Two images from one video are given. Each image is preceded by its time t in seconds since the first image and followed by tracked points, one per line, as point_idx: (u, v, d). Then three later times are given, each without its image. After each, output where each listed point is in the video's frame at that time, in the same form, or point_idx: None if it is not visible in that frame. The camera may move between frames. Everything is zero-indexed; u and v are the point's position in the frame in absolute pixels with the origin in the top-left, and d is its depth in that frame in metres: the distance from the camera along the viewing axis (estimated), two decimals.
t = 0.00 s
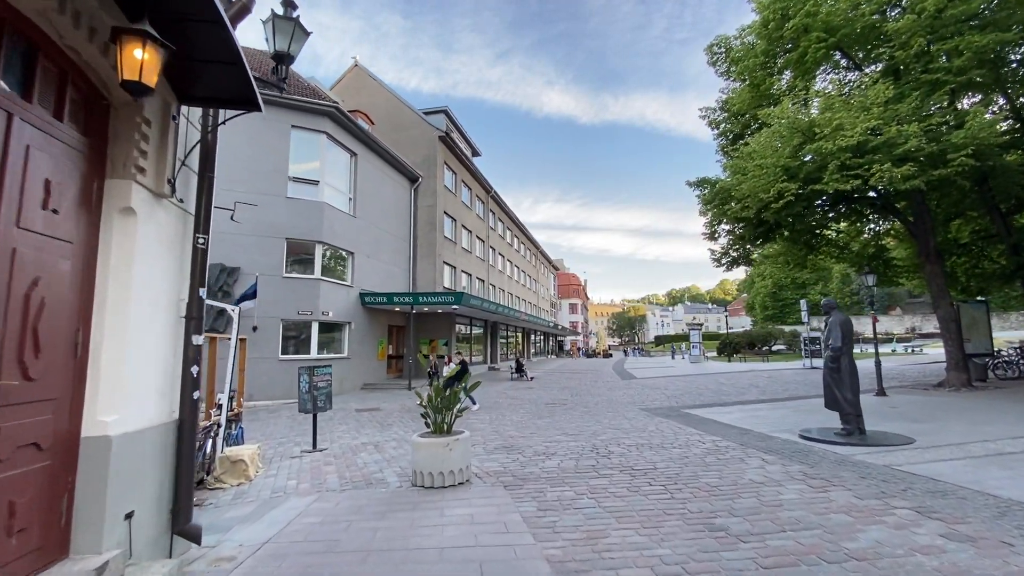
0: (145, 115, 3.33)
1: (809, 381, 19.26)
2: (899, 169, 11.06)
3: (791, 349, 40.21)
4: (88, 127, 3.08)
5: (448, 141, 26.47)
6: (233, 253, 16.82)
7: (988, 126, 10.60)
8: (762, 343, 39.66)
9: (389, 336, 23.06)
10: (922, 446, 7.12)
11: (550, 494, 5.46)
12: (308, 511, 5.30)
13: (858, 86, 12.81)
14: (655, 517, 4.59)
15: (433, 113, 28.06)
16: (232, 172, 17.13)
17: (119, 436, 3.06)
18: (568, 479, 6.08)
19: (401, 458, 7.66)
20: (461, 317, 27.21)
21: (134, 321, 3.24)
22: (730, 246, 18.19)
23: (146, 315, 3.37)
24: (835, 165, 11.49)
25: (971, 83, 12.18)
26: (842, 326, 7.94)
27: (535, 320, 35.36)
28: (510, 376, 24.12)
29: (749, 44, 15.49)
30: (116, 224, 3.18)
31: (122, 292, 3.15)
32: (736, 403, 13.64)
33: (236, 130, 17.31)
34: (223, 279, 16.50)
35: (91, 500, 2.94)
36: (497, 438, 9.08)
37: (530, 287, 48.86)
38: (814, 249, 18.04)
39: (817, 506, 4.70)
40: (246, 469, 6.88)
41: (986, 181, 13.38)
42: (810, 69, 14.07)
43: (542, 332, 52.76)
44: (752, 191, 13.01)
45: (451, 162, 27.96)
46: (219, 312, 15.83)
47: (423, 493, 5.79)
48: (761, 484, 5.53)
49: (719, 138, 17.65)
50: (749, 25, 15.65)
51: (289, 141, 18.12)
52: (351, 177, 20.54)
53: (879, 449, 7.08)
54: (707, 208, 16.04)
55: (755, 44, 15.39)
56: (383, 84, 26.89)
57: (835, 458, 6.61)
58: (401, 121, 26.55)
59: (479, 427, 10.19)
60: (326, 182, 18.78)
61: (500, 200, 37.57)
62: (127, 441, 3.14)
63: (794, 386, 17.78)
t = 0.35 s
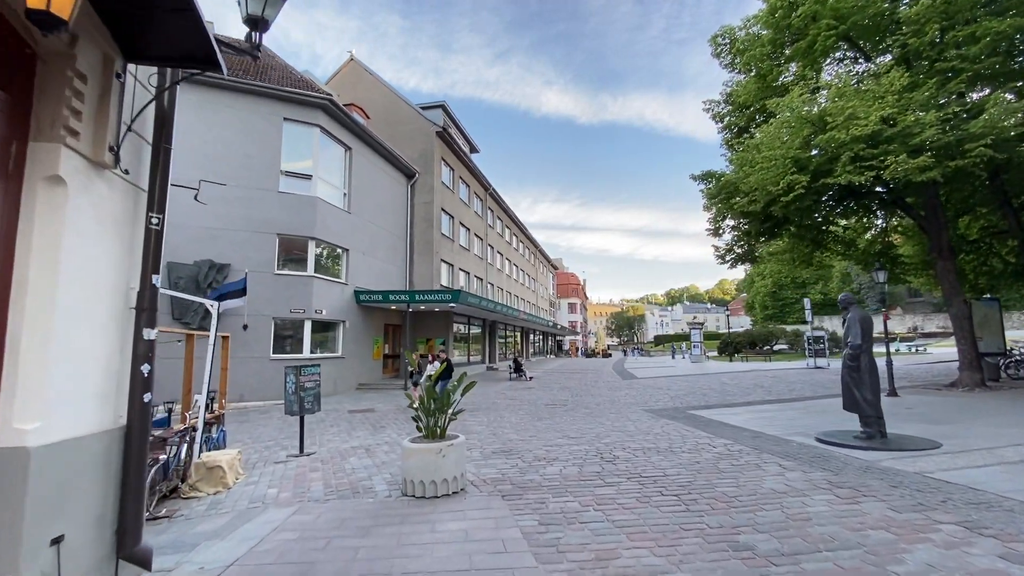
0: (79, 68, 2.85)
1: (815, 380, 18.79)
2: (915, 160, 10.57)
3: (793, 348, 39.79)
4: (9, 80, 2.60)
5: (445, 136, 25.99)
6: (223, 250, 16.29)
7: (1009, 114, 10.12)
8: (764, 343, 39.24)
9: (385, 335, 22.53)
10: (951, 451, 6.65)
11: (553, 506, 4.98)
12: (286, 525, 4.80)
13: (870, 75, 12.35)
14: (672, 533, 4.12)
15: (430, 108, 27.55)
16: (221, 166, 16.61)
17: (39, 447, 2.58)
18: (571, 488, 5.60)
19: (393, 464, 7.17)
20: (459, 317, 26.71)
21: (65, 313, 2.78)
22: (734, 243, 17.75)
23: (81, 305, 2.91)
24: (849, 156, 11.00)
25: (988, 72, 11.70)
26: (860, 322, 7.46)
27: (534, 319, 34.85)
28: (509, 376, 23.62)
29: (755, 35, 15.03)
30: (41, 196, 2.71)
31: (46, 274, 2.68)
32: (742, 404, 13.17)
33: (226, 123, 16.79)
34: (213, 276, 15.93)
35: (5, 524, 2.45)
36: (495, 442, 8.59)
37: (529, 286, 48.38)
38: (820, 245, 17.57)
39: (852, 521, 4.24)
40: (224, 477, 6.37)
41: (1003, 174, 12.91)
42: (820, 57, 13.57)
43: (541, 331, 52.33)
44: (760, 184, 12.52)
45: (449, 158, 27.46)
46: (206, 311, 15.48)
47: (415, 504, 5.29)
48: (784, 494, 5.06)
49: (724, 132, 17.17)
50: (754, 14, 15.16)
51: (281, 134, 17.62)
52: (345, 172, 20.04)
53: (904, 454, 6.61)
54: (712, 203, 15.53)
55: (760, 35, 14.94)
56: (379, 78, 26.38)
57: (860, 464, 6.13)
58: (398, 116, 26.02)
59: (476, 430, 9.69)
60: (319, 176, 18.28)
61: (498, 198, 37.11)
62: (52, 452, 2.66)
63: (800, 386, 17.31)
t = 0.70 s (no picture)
0: None
1: (821, 381, 18.36)
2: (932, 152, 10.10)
3: (794, 348, 39.40)
4: None
5: (443, 133, 25.49)
6: (212, 247, 15.78)
7: None
8: (765, 343, 38.83)
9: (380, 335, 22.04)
10: (982, 461, 6.20)
11: (557, 525, 4.50)
12: (260, 547, 4.31)
13: (882, 65, 11.88)
14: (691, 560, 3.65)
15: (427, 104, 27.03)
16: (211, 161, 16.08)
17: None
18: (575, 502, 5.13)
19: (383, 474, 6.69)
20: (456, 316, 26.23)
21: None
22: (738, 241, 17.31)
23: None
24: (862, 149, 10.54)
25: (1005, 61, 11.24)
26: (880, 321, 7.02)
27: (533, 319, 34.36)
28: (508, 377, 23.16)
29: (762, 25, 14.55)
30: None
31: None
32: (749, 406, 12.72)
33: (215, 116, 16.26)
34: (201, 274, 15.39)
35: None
36: (494, 449, 8.11)
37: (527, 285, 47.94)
38: (826, 243, 17.16)
39: (894, 545, 3.77)
40: (198, 488, 5.89)
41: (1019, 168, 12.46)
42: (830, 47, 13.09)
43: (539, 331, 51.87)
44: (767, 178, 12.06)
45: (446, 154, 26.96)
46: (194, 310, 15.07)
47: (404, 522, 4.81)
48: (810, 511, 4.59)
49: (728, 126, 16.76)
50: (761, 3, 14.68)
51: (273, 128, 17.11)
52: (340, 168, 19.54)
53: (932, 464, 6.16)
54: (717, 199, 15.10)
55: (767, 25, 14.47)
56: (375, 73, 25.86)
57: (887, 475, 5.67)
58: (394, 111, 25.52)
59: (473, 436, 9.21)
60: (313, 172, 17.79)
61: (497, 196, 36.64)
62: None
63: (806, 387, 16.87)
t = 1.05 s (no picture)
0: None
1: (826, 381, 17.90)
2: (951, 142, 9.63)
3: (795, 348, 38.98)
4: None
5: (440, 128, 25.01)
6: (200, 242, 15.25)
7: None
8: (766, 342, 38.41)
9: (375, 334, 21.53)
10: (1018, 468, 5.73)
11: (559, 543, 4.02)
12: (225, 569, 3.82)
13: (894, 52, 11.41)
14: None
15: (424, 99, 26.55)
16: (199, 154, 15.57)
17: None
18: (579, 516, 4.66)
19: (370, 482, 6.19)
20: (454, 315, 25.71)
21: None
22: (742, 236, 16.85)
23: None
24: (876, 138, 10.07)
25: None
26: (903, 317, 6.54)
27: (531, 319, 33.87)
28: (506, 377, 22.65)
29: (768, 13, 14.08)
30: None
31: None
32: (755, 407, 12.26)
33: (204, 108, 15.77)
34: (189, 271, 14.86)
35: None
36: (490, 454, 7.61)
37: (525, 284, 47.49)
38: (832, 239, 16.71)
39: (945, 569, 3.30)
40: (167, 499, 5.42)
41: None
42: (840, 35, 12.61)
43: (537, 331, 51.40)
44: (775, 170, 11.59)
45: (443, 150, 26.46)
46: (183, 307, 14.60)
47: (389, 539, 4.33)
48: (841, 526, 4.13)
49: (732, 119, 16.35)
50: None
51: (264, 121, 16.59)
52: (333, 163, 19.04)
53: (963, 472, 5.70)
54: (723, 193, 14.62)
55: (773, 13, 14.00)
56: (371, 67, 25.36)
57: (919, 484, 5.20)
58: (389, 106, 25.01)
59: (468, 440, 8.70)
60: (305, 166, 17.27)
61: (495, 194, 36.15)
62: None
63: (812, 387, 16.42)
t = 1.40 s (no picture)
0: None
1: (834, 381, 17.46)
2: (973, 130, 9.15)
3: (796, 348, 38.58)
4: None
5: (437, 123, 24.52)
6: (188, 238, 14.73)
7: None
8: (767, 342, 38.02)
9: (371, 333, 21.01)
10: None
11: (570, 568, 3.54)
12: None
13: (910, 39, 10.96)
14: None
15: (421, 94, 26.05)
16: (187, 147, 15.06)
17: None
18: (588, 532, 4.20)
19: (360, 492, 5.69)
20: (451, 314, 25.22)
21: None
22: (747, 232, 16.42)
23: None
24: (893, 127, 9.61)
25: None
26: (933, 312, 6.09)
27: (530, 318, 33.39)
28: (505, 377, 22.14)
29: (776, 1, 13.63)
30: None
31: None
32: (764, 409, 11.80)
33: (193, 100, 15.27)
34: (176, 267, 14.34)
35: None
36: (490, 460, 7.11)
37: (524, 284, 47.05)
38: (839, 236, 16.28)
39: None
40: (133, 513, 4.93)
41: None
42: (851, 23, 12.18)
43: (536, 330, 50.94)
44: (785, 162, 11.12)
45: (441, 146, 25.96)
46: (170, 304, 14.13)
47: (376, 561, 3.84)
48: (885, 546, 3.67)
49: (737, 112, 15.94)
50: None
51: (256, 114, 16.09)
52: (327, 157, 18.54)
53: (1005, 480, 5.25)
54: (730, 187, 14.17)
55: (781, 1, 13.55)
56: (367, 60, 24.84)
57: (961, 496, 4.73)
58: (386, 100, 24.49)
59: (467, 445, 8.21)
60: (298, 160, 16.77)
61: (493, 192, 35.68)
62: None
63: (820, 388, 15.98)
